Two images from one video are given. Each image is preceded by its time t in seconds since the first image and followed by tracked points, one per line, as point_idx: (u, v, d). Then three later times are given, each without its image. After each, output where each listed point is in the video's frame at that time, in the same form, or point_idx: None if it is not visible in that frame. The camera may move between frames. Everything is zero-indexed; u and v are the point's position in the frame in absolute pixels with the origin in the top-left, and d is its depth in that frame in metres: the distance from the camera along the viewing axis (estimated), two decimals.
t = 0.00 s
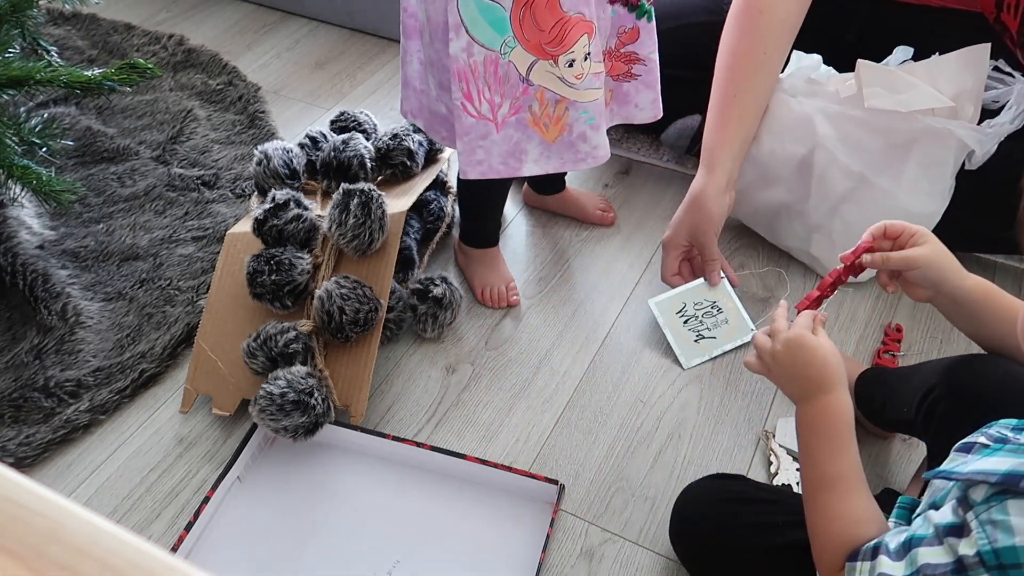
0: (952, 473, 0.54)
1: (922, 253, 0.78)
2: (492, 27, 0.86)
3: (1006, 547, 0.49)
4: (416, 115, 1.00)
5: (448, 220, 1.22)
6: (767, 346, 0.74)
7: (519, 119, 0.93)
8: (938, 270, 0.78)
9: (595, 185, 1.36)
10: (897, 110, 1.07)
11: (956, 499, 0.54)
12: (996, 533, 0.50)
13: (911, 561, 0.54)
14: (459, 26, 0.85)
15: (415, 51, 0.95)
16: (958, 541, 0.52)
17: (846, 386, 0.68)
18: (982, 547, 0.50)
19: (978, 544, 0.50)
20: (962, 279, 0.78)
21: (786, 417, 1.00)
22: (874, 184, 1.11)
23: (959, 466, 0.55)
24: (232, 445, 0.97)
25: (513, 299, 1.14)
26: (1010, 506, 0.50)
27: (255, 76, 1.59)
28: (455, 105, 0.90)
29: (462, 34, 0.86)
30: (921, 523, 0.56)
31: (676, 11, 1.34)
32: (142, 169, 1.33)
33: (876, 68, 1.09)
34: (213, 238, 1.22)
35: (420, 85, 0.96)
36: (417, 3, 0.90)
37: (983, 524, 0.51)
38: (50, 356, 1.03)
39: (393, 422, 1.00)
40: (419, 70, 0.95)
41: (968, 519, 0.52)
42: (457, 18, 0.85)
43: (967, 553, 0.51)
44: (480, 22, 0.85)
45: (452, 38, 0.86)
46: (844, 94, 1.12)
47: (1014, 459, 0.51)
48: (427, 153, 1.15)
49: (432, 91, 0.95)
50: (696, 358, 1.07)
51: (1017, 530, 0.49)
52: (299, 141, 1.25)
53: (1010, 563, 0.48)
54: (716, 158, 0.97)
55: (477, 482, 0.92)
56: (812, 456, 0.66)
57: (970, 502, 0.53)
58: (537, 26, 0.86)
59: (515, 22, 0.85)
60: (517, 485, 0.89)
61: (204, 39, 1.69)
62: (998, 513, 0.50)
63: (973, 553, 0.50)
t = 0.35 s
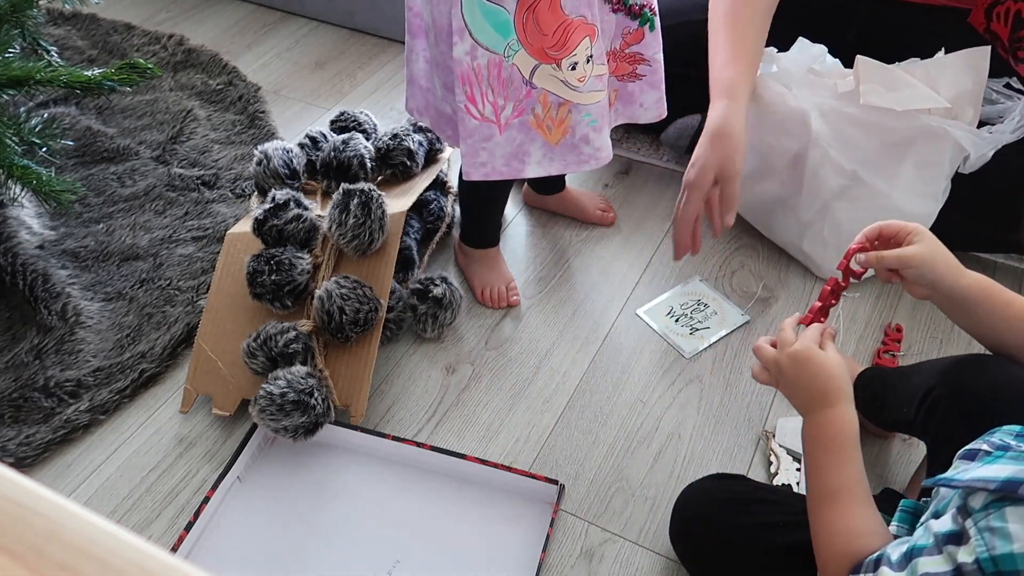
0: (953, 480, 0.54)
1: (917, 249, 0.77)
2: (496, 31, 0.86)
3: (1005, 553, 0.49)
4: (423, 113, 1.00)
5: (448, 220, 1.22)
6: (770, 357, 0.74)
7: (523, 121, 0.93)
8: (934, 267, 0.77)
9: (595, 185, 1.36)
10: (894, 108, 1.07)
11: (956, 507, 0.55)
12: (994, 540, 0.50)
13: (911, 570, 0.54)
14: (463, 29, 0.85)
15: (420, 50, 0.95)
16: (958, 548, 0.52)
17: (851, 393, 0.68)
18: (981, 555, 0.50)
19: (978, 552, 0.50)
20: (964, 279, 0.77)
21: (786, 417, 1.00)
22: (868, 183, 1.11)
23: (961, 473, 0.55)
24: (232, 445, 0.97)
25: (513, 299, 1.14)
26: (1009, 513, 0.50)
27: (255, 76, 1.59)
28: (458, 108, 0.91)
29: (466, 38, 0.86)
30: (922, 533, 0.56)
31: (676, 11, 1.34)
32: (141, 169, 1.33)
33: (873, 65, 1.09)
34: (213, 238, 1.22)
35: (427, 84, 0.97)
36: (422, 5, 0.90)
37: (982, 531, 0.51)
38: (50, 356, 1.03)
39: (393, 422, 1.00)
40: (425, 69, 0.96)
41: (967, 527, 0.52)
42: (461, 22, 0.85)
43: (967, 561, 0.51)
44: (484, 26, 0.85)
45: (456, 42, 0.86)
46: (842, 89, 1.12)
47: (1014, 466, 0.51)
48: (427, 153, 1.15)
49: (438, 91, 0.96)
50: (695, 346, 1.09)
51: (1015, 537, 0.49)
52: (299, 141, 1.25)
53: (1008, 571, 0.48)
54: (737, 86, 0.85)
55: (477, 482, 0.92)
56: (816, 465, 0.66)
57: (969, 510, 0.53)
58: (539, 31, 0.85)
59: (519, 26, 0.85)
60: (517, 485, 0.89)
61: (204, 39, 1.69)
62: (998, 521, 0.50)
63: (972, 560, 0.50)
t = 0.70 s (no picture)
0: (959, 489, 0.55)
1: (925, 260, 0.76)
2: (492, 33, 0.85)
3: (1011, 565, 0.49)
4: (420, 109, 1.00)
5: (448, 220, 1.22)
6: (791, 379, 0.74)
7: (517, 123, 0.94)
8: (942, 277, 0.76)
9: (595, 186, 1.36)
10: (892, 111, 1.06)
11: (961, 518, 0.55)
12: (1001, 551, 0.50)
13: None
14: (459, 30, 0.85)
15: (420, 47, 0.95)
16: (964, 559, 0.52)
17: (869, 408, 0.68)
18: (987, 566, 0.50)
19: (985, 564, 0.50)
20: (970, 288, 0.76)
21: (786, 417, 1.00)
22: (866, 185, 1.11)
23: (967, 482, 0.55)
24: (232, 445, 0.97)
25: (513, 299, 1.14)
26: (1016, 525, 0.50)
27: (255, 76, 1.59)
28: (453, 107, 0.91)
29: (462, 39, 0.86)
30: (925, 545, 0.56)
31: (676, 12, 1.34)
32: (141, 169, 1.33)
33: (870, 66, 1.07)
34: (213, 238, 1.22)
35: (425, 80, 0.97)
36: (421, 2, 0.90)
37: (988, 542, 0.51)
38: (50, 356, 1.03)
39: (393, 422, 1.00)
40: (424, 66, 0.96)
41: (972, 538, 0.52)
42: (457, 23, 0.85)
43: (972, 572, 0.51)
44: (481, 27, 0.85)
45: (452, 42, 0.86)
46: (839, 92, 1.11)
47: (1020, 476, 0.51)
48: (427, 153, 1.15)
49: (435, 88, 0.96)
50: (696, 347, 1.09)
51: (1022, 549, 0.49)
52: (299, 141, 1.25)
53: None
54: None
55: (477, 482, 0.92)
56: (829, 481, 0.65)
57: (975, 521, 0.53)
58: (537, 35, 0.85)
59: (515, 28, 0.85)
60: (517, 485, 0.89)
61: (204, 39, 1.69)
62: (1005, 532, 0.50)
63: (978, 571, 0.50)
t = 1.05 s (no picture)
0: (950, 497, 0.57)
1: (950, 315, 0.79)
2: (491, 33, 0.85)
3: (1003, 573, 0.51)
4: (428, 105, 1.00)
5: (448, 220, 1.22)
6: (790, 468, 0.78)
7: (518, 122, 0.93)
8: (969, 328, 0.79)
9: (595, 186, 1.36)
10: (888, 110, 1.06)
11: (948, 526, 0.57)
12: (993, 560, 0.52)
13: None
14: (459, 33, 0.85)
15: (425, 44, 0.95)
16: (950, 570, 0.54)
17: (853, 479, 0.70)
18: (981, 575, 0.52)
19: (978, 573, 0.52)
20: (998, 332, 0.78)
21: (786, 417, 1.00)
22: (864, 185, 1.11)
23: (958, 489, 0.57)
24: (232, 445, 0.97)
25: (513, 299, 1.14)
26: (1006, 533, 0.52)
27: (255, 76, 1.59)
28: (454, 107, 0.91)
29: (462, 41, 0.86)
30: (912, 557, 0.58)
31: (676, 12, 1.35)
32: (141, 169, 1.33)
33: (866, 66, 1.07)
34: (213, 238, 1.22)
35: (430, 77, 0.97)
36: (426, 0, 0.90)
37: (981, 551, 0.53)
38: (51, 356, 1.03)
39: (393, 421, 1.00)
40: (429, 64, 0.96)
41: (963, 548, 0.54)
42: (457, 25, 0.85)
43: None
44: (480, 28, 0.85)
45: (452, 44, 0.86)
46: (835, 92, 1.11)
47: (1010, 484, 0.53)
48: (427, 153, 1.15)
49: (440, 87, 0.96)
50: (696, 347, 1.09)
51: (1014, 556, 0.51)
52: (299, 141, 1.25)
53: None
54: None
55: (477, 483, 0.92)
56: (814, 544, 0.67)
57: (964, 530, 0.55)
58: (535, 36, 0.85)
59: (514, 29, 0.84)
60: (517, 485, 0.89)
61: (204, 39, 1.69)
62: (996, 541, 0.52)
63: None
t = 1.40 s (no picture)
0: (942, 486, 0.58)
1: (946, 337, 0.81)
2: (491, 33, 0.85)
3: (995, 558, 0.51)
4: (427, 105, 1.00)
5: (448, 220, 1.22)
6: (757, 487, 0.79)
7: (518, 122, 0.93)
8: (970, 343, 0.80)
9: (594, 186, 1.36)
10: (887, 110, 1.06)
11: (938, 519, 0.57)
12: (984, 545, 0.52)
13: None
14: (458, 33, 0.85)
15: (424, 44, 0.95)
16: (941, 561, 0.54)
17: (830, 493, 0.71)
18: (972, 560, 0.52)
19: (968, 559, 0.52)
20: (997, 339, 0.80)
21: (785, 417, 1.00)
22: (864, 185, 1.11)
23: (950, 478, 0.59)
24: (232, 445, 0.97)
25: (513, 299, 1.14)
26: (995, 518, 0.52)
27: (255, 76, 1.59)
28: (454, 108, 0.91)
29: (462, 41, 0.86)
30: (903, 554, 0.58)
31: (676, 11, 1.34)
32: (141, 169, 1.33)
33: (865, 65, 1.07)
34: (213, 238, 1.22)
35: (430, 77, 0.97)
36: None
37: (971, 538, 0.53)
38: (50, 356, 1.03)
39: (393, 421, 1.00)
40: (429, 64, 0.96)
41: (954, 536, 0.54)
42: (457, 26, 0.85)
43: (957, 567, 0.53)
44: (480, 29, 0.85)
45: (452, 45, 0.86)
46: (833, 92, 1.11)
47: (998, 470, 0.55)
48: (427, 153, 1.15)
49: (440, 88, 0.96)
50: (696, 347, 1.09)
51: (1005, 540, 0.51)
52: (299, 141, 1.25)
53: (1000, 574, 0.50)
54: None
55: (477, 482, 0.92)
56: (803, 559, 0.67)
57: (954, 519, 0.55)
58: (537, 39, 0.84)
59: (513, 30, 0.84)
60: (517, 484, 0.89)
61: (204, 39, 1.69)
62: (986, 525, 0.53)
63: (962, 567, 0.52)
